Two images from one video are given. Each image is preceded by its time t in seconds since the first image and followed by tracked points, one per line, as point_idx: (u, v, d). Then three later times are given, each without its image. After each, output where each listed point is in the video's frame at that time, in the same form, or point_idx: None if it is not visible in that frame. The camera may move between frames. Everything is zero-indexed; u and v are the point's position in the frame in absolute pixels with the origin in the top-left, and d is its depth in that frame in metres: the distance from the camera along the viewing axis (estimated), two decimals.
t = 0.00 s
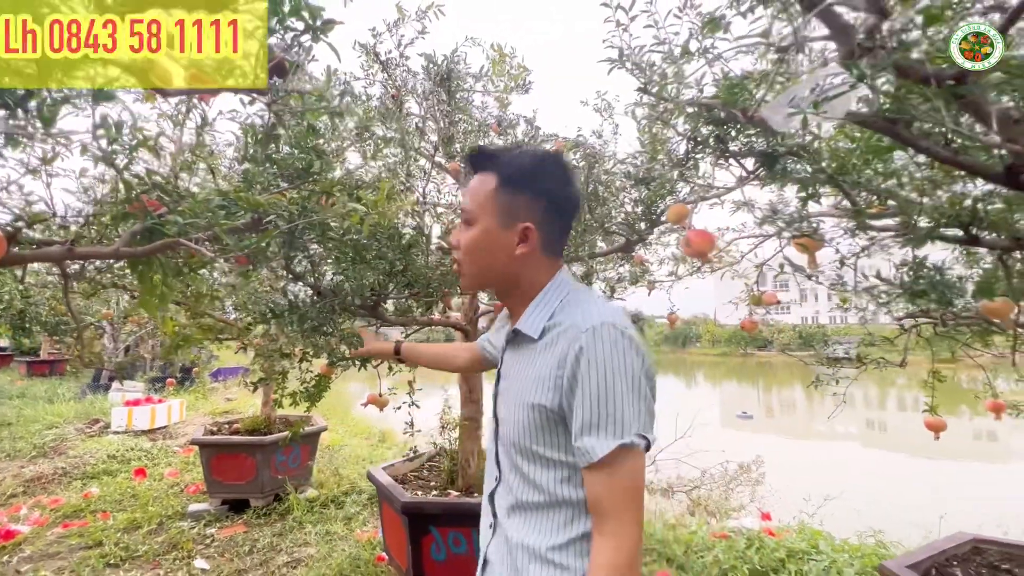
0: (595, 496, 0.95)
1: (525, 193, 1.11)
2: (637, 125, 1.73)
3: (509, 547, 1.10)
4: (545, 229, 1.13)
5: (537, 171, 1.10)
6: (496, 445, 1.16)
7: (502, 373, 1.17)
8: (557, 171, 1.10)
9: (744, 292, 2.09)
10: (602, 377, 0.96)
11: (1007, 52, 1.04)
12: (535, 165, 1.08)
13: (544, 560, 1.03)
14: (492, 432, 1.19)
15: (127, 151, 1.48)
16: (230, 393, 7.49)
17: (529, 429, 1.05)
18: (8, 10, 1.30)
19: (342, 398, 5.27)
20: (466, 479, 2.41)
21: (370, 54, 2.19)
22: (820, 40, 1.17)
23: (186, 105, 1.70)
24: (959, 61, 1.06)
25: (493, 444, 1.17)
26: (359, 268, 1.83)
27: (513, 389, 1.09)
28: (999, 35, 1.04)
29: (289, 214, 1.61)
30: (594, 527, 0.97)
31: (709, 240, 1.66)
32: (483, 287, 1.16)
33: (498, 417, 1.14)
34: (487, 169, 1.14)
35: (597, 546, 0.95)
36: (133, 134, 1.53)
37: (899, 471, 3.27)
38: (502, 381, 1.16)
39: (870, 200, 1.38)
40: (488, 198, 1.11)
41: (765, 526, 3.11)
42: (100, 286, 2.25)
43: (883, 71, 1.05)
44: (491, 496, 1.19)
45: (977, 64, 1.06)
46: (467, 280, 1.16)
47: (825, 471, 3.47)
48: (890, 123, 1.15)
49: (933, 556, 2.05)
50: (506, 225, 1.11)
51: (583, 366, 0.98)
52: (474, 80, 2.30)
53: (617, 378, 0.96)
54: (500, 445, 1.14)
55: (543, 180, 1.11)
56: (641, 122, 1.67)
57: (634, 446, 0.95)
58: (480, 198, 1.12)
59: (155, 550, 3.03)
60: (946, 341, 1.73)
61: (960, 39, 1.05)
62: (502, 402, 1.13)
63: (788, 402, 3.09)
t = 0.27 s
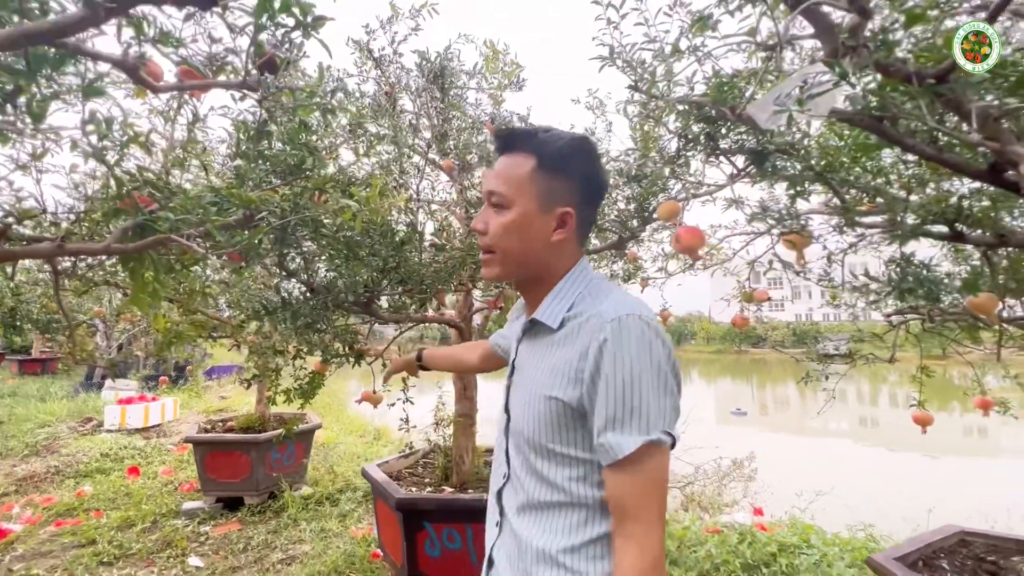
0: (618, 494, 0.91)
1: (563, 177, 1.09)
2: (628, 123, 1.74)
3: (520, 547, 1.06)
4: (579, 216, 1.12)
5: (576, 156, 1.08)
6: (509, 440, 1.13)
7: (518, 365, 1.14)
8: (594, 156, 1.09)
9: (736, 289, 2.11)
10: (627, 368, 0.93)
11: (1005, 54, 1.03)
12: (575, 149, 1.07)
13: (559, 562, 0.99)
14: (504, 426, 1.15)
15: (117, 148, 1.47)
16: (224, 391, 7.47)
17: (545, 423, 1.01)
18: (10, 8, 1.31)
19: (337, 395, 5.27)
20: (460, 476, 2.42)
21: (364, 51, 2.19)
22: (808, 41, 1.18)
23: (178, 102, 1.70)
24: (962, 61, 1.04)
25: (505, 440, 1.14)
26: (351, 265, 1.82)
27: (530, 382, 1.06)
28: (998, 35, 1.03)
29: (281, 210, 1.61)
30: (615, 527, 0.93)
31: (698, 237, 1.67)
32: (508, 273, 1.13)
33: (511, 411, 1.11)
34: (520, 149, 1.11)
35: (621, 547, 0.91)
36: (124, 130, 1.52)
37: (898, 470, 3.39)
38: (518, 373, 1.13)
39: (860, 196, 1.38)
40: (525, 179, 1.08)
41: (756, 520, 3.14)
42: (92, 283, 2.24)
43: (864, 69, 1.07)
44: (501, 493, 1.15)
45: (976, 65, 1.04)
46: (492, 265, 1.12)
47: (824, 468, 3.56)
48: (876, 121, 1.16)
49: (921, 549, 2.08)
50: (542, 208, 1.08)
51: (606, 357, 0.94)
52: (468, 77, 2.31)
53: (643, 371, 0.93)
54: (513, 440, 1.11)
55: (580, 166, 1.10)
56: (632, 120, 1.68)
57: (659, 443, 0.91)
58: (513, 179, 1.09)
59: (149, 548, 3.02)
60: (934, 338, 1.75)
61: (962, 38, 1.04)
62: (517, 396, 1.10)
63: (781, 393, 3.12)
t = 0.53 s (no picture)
0: (672, 492, 0.89)
1: (592, 161, 1.10)
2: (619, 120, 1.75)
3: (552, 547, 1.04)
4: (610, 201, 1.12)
5: (604, 139, 1.09)
6: (538, 437, 1.10)
7: (549, 359, 1.12)
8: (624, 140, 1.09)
9: (726, 286, 2.12)
10: (677, 361, 0.91)
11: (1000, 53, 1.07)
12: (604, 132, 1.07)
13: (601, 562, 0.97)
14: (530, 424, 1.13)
15: (104, 143, 1.46)
16: (214, 389, 7.42)
17: (585, 419, 0.99)
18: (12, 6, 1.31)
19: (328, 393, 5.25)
20: (453, 473, 2.43)
21: (354, 46, 2.18)
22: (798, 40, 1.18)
23: (166, 97, 1.68)
24: (964, 64, 1.07)
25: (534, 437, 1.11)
26: (342, 262, 1.82)
27: (566, 377, 1.04)
28: (996, 34, 1.05)
29: (272, 206, 1.60)
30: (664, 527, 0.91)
31: (690, 233, 1.67)
32: (539, 260, 1.13)
33: (541, 407, 1.08)
34: (549, 135, 1.11)
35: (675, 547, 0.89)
36: (111, 125, 1.50)
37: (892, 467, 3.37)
38: (550, 368, 1.10)
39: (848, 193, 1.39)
40: (556, 164, 1.08)
41: (747, 514, 3.16)
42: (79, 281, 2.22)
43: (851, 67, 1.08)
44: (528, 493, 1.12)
45: (975, 67, 1.08)
46: (522, 252, 1.12)
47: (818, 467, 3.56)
48: (863, 117, 1.17)
49: (907, 541, 2.11)
50: (573, 193, 1.08)
51: (654, 347, 0.93)
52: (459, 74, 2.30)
53: (694, 361, 0.92)
54: (543, 437, 1.08)
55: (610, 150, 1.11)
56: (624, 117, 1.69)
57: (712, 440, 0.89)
58: (544, 165, 1.09)
59: (138, 548, 3.00)
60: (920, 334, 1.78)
61: (964, 37, 1.04)
62: (548, 391, 1.07)
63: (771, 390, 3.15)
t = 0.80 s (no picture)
0: (720, 490, 0.92)
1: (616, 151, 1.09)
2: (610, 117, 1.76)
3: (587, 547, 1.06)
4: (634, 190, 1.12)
5: (626, 128, 1.09)
6: (565, 438, 1.11)
7: (575, 358, 1.13)
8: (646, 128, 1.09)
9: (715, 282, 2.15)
10: (722, 362, 0.94)
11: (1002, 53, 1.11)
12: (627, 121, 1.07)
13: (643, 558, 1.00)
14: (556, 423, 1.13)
15: (91, 138, 1.44)
16: (200, 388, 7.35)
17: (622, 420, 1.01)
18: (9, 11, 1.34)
19: (317, 391, 5.24)
20: (444, 470, 2.43)
21: (344, 42, 2.18)
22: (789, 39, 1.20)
23: (153, 93, 1.67)
24: (965, 66, 1.13)
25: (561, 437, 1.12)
26: (334, 259, 1.82)
27: (598, 378, 1.05)
28: (996, 33, 1.11)
29: (264, 203, 1.60)
30: (708, 524, 0.95)
31: (680, 230, 1.69)
32: (564, 254, 1.13)
33: (570, 408, 1.09)
34: (568, 126, 1.11)
35: (722, 542, 0.93)
36: (98, 120, 1.49)
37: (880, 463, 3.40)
38: (578, 368, 1.11)
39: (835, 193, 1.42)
40: (578, 156, 1.08)
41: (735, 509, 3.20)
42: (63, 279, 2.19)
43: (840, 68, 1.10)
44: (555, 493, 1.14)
45: (977, 68, 1.14)
46: (547, 247, 1.12)
47: (815, 467, 3.55)
48: (850, 116, 1.19)
49: (891, 531, 2.15)
50: (597, 185, 1.08)
51: (700, 349, 0.95)
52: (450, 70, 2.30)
53: (737, 362, 0.94)
54: (572, 438, 1.09)
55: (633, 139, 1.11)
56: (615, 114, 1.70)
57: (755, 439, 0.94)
58: (565, 157, 1.09)
59: (125, 549, 2.98)
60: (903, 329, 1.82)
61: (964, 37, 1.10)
62: (577, 392, 1.08)
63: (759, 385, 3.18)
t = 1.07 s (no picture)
0: (762, 503, 0.97)
1: (647, 155, 1.11)
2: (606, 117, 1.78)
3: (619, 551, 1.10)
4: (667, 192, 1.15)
5: (657, 129, 1.12)
6: (598, 444, 1.13)
7: (607, 366, 1.15)
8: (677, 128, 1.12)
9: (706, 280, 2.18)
10: (767, 378, 0.98)
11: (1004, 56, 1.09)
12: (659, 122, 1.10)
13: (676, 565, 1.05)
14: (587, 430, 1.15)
15: (84, 136, 1.42)
16: (184, 388, 7.27)
17: (663, 430, 1.04)
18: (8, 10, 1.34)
19: (304, 390, 5.21)
20: (437, 468, 2.44)
21: (337, 38, 2.17)
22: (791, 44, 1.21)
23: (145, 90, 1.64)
24: (961, 66, 1.11)
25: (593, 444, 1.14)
26: (331, 257, 1.83)
27: (639, 388, 1.07)
28: (998, 33, 1.08)
29: (263, 203, 1.59)
30: (746, 532, 1.01)
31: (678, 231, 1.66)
32: (599, 258, 1.15)
33: (606, 415, 1.11)
34: (598, 129, 1.13)
35: (760, 549, 1.00)
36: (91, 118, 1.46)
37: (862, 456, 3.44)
38: (611, 376, 1.13)
39: (824, 193, 1.45)
40: (610, 159, 1.10)
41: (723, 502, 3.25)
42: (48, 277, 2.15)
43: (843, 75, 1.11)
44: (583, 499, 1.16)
45: (976, 69, 1.11)
46: (582, 250, 1.14)
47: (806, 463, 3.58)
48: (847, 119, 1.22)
49: (876, 522, 2.20)
50: (630, 187, 1.11)
51: (745, 363, 0.98)
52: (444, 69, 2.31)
53: (782, 378, 0.99)
54: (606, 445, 1.12)
55: (664, 142, 1.13)
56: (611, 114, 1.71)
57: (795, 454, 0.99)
58: (598, 161, 1.11)
59: (111, 552, 2.94)
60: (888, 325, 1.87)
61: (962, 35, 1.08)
62: (614, 400, 1.10)
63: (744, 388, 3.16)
